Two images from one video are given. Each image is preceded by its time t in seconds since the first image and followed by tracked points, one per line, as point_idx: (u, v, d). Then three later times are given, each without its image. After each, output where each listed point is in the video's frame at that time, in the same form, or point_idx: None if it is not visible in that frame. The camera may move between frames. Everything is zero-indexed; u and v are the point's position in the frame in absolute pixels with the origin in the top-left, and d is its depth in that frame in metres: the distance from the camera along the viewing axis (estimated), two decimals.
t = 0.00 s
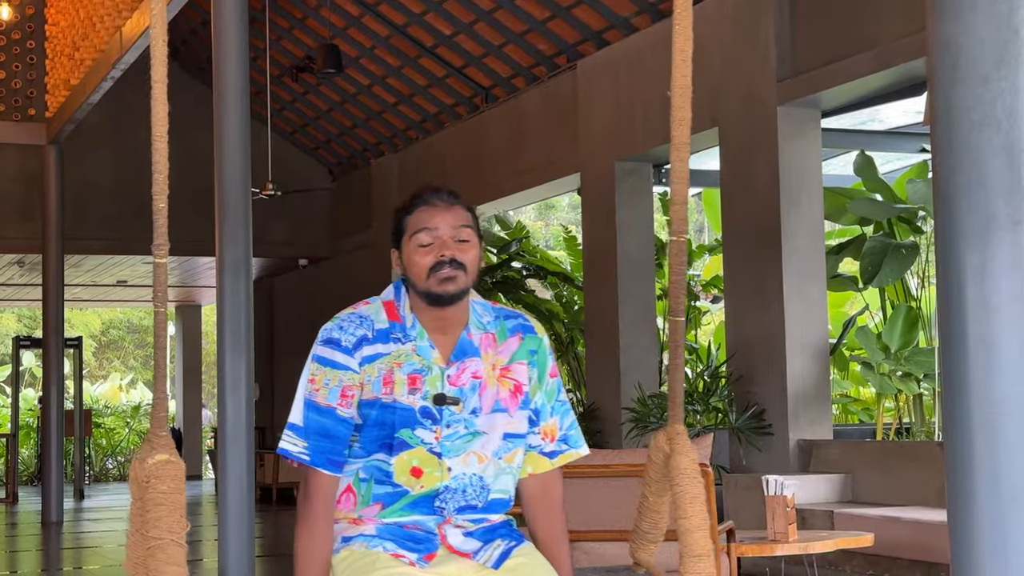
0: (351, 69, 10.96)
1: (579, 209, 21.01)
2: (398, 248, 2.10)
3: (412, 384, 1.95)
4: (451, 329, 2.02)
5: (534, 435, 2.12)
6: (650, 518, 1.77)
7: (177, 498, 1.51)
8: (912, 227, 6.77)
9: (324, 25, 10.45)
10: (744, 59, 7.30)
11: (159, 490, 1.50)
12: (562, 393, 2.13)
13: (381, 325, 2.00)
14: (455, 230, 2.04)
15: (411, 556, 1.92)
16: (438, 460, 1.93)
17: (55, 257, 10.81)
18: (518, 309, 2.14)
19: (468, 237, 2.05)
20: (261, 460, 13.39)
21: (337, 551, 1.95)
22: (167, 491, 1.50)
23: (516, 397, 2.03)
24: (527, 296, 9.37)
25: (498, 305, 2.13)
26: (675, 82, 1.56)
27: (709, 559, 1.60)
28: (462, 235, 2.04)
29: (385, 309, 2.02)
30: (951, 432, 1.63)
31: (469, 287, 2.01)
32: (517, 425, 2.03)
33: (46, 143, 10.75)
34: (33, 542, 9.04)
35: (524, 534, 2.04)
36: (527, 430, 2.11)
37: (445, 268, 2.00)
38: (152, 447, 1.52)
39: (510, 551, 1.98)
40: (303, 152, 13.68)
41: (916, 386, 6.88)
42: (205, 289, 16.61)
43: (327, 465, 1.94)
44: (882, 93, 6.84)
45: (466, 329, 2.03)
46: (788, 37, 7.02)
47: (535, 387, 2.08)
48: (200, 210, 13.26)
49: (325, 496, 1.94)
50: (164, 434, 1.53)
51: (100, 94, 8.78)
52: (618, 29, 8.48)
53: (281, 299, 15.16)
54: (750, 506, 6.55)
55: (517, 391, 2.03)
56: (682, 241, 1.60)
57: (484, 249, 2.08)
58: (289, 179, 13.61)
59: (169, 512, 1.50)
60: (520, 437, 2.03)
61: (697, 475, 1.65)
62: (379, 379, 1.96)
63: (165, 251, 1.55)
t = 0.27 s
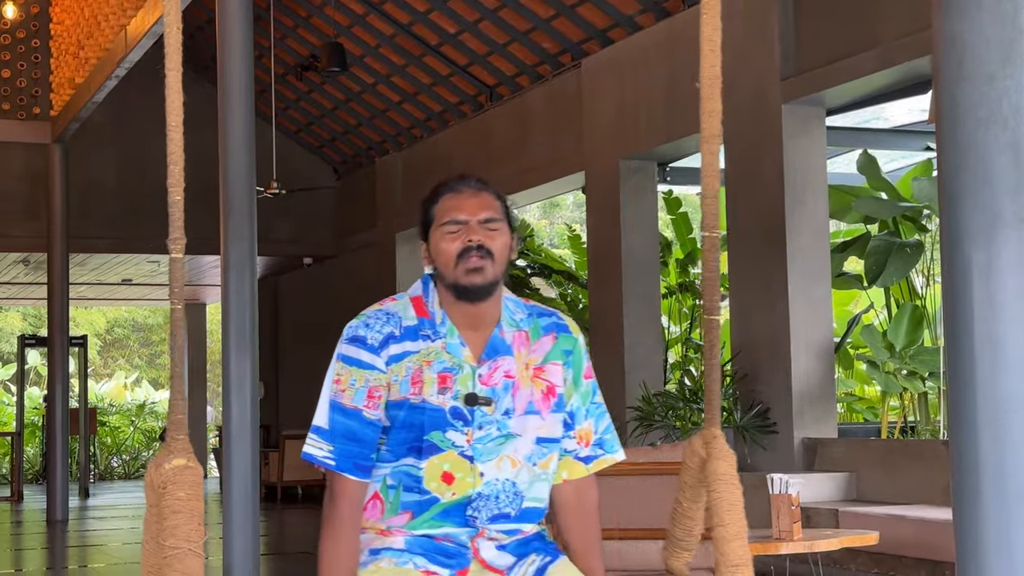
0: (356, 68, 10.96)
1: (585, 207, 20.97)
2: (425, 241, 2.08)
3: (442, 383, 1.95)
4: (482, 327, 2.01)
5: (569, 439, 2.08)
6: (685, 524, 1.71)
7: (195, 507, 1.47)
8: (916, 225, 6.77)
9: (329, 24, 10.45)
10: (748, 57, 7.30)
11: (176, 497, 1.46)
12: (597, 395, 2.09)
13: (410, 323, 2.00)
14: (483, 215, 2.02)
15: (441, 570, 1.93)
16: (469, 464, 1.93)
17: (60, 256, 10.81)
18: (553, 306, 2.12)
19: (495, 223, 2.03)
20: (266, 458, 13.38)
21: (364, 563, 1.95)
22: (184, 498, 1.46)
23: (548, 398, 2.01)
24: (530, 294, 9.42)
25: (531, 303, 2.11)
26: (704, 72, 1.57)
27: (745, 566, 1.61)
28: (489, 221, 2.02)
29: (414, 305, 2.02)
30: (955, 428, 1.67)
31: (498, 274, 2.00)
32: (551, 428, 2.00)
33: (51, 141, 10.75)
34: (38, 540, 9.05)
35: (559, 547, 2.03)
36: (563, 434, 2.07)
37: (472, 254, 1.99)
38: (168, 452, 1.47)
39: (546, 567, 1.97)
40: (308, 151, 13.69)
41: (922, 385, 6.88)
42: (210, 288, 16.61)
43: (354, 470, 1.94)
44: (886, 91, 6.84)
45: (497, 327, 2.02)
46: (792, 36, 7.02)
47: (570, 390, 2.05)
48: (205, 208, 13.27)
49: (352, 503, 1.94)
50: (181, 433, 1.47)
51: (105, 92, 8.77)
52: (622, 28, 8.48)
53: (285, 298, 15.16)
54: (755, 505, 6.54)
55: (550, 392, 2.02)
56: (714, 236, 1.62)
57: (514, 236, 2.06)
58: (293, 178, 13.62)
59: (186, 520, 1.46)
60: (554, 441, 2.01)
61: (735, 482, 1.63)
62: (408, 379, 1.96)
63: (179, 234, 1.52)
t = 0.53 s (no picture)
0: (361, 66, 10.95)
1: (589, 205, 21.01)
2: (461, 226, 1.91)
3: (476, 378, 1.79)
4: (519, 319, 1.85)
5: (610, 437, 1.94)
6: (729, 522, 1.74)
7: (213, 507, 1.50)
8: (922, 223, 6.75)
9: (334, 22, 10.45)
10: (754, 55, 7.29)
11: (194, 497, 1.49)
12: (640, 390, 1.95)
13: (441, 314, 1.84)
14: (525, 195, 1.85)
15: None
16: (503, 465, 1.77)
17: (66, 254, 10.82)
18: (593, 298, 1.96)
19: (538, 203, 1.86)
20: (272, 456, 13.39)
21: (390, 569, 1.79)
22: (202, 499, 1.49)
23: (589, 394, 1.86)
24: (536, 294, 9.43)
25: (570, 294, 1.95)
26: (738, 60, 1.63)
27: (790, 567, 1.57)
28: (531, 200, 1.85)
29: (445, 296, 1.85)
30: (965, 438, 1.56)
31: (540, 258, 1.83)
32: (591, 426, 1.84)
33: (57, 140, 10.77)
34: (44, 539, 9.06)
35: (598, 555, 1.87)
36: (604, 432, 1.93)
37: (514, 234, 1.81)
38: (187, 452, 1.50)
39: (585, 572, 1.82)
40: (313, 149, 13.70)
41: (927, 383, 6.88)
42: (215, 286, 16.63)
43: (382, 469, 1.79)
44: (892, 89, 6.82)
45: (536, 319, 1.86)
46: (798, 34, 7.01)
47: (611, 386, 1.90)
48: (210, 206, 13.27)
49: (379, 504, 1.78)
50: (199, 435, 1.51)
51: (110, 91, 8.78)
52: (628, 25, 8.48)
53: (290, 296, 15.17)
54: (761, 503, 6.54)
55: (590, 388, 1.86)
56: (750, 226, 1.65)
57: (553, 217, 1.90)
58: (298, 176, 13.62)
59: (205, 520, 1.49)
60: (595, 440, 1.84)
61: (779, 482, 1.61)
62: (439, 373, 1.80)
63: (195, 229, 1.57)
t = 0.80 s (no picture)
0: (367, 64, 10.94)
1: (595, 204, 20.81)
2: (496, 214, 1.85)
3: (507, 374, 1.73)
4: (553, 314, 1.78)
5: (649, 432, 1.89)
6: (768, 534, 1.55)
7: (235, 503, 1.33)
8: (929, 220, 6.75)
9: (340, 20, 10.45)
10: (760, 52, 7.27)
11: (215, 494, 1.32)
12: (679, 382, 1.89)
13: (472, 305, 1.79)
14: (567, 191, 1.80)
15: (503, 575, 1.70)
16: (537, 465, 1.70)
17: (72, 253, 10.83)
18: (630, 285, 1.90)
19: (583, 202, 1.80)
20: (277, 454, 13.40)
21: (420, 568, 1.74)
22: (223, 495, 1.32)
23: (627, 388, 1.79)
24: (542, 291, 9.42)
25: (607, 282, 1.88)
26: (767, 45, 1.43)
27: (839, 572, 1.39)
28: (575, 199, 1.80)
29: (477, 287, 1.80)
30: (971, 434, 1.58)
31: (579, 260, 1.77)
32: (628, 422, 1.77)
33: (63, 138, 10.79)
34: (51, 536, 9.08)
35: (637, 555, 1.80)
36: (641, 427, 1.88)
37: (552, 234, 1.77)
38: (207, 446, 1.35)
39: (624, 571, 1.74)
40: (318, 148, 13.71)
41: (934, 381, 6.88)
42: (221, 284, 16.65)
43: (410, 466, 1.75)
44: (898, 86, 6.82)
45: (570, 313, 1.79)
46: (804, 31, 7.00)
47: (649, 377, 1.85)
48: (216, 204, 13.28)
49: (406, 500, 1.74)
50: (221, 429, 1.36)
51: (117, 89, 8.78)
52: (634, 23, 8.47)
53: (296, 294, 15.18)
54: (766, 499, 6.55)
55: (628, 382, 1.79)
56: (786, 216, 1.47)
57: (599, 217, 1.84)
58: (303, 174, 13.62)
59: (225, 518, 1.32)
60: (632, 436, 1.77)
61: (823, 481, 1.43)
62: (468, 368, 1.75)
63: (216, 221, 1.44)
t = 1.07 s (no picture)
0: (372, 61, 10.94)
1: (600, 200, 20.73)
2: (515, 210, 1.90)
3: (530, 370, 1.78)
4: (576, 311, 1.83)
5: (673, 424, 1.95)
6: (799, 531, 1.58)
7: (253, 496, 1.31)
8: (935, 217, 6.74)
9: (345, 17, 10.45)
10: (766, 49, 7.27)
11: (232, 485, 1.30)
12: (704, 373, 1.96)
13: (494, 298, 1.84)
14: (576, 198, 1.84)
15: (529, 568, 1.75)
16: (564, 463, 1.76)
17: (78, 249, 10.84)
18: (653, 275, 1.96)
19: (591, 209, 1.84)
20: (284, 451, 13.42)
21: (442, 564, 1.78)
22: (240, 487, 1.30)
23: (655, 382, 1.86)
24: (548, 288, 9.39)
25: (632, 274, 1.95)
26: (792, 32, 1.46)
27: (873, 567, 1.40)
28: (582, 206, 1.83)
29: (500, 280, 1.86)
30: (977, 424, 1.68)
31: (584, 268, 1.81)
32: (654, 416, 1.83)
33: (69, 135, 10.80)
34: (57, 532, 9.09)
35: (663, 548, 1.86)
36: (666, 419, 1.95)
37: (554, 243, 1.81)
38: (222, 439, 1.33)
39: (651, 565, 1.79)
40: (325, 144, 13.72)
41: (940, 377, 6.84)
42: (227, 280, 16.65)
43: (431, 460, 1.79)
44: (904, 83, 6.81)
45: (596, 307, 1.84)
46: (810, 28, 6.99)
47: (673, 369, 1.91)
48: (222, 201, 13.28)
49: (428, 494, 1.78)
50: (235, 423, 1.35)
51: (122, 85, 8.77)
52: (640, 19, 8.47)
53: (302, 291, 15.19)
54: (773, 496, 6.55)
55: (656, 375, 1.86)
56: (811, 204, 1.49)
57: (614, 223, 1.87)
58: (309, 171, 13.63)
59: (242, 512, 1.29)
60: (658, 432, 1.84)
61: (855, 474, 1.44)
62: (489, 362, 1.80)
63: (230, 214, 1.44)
